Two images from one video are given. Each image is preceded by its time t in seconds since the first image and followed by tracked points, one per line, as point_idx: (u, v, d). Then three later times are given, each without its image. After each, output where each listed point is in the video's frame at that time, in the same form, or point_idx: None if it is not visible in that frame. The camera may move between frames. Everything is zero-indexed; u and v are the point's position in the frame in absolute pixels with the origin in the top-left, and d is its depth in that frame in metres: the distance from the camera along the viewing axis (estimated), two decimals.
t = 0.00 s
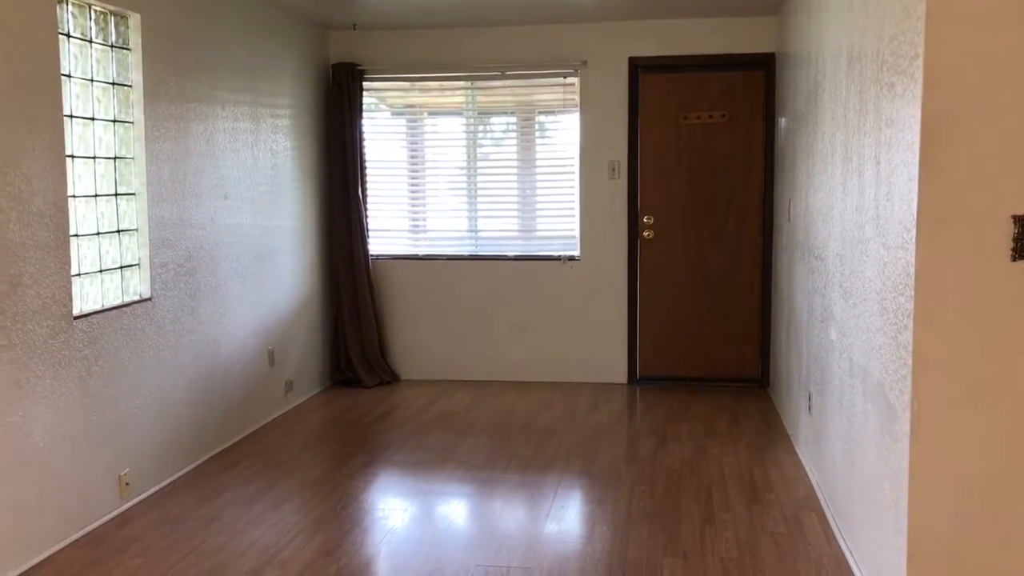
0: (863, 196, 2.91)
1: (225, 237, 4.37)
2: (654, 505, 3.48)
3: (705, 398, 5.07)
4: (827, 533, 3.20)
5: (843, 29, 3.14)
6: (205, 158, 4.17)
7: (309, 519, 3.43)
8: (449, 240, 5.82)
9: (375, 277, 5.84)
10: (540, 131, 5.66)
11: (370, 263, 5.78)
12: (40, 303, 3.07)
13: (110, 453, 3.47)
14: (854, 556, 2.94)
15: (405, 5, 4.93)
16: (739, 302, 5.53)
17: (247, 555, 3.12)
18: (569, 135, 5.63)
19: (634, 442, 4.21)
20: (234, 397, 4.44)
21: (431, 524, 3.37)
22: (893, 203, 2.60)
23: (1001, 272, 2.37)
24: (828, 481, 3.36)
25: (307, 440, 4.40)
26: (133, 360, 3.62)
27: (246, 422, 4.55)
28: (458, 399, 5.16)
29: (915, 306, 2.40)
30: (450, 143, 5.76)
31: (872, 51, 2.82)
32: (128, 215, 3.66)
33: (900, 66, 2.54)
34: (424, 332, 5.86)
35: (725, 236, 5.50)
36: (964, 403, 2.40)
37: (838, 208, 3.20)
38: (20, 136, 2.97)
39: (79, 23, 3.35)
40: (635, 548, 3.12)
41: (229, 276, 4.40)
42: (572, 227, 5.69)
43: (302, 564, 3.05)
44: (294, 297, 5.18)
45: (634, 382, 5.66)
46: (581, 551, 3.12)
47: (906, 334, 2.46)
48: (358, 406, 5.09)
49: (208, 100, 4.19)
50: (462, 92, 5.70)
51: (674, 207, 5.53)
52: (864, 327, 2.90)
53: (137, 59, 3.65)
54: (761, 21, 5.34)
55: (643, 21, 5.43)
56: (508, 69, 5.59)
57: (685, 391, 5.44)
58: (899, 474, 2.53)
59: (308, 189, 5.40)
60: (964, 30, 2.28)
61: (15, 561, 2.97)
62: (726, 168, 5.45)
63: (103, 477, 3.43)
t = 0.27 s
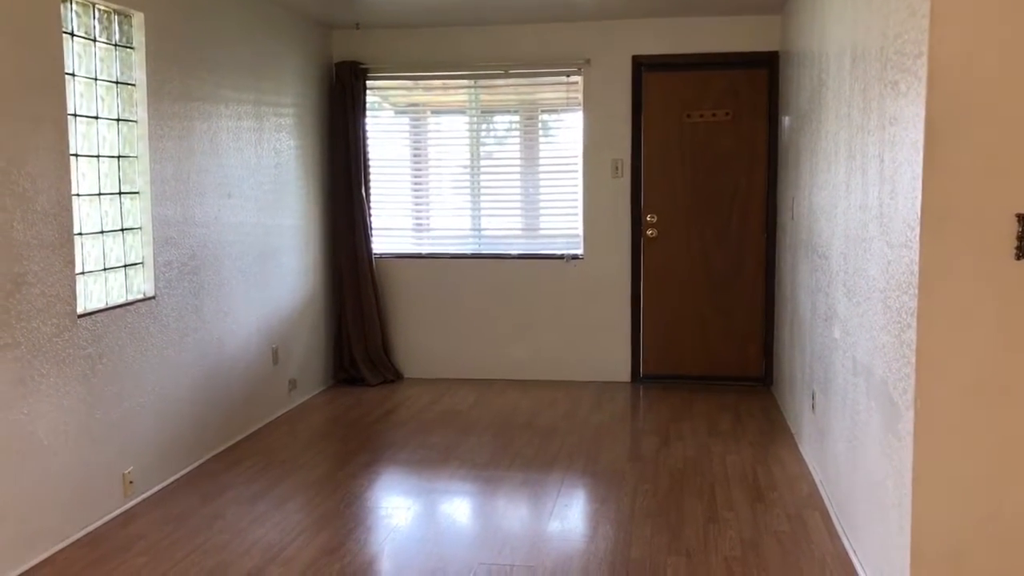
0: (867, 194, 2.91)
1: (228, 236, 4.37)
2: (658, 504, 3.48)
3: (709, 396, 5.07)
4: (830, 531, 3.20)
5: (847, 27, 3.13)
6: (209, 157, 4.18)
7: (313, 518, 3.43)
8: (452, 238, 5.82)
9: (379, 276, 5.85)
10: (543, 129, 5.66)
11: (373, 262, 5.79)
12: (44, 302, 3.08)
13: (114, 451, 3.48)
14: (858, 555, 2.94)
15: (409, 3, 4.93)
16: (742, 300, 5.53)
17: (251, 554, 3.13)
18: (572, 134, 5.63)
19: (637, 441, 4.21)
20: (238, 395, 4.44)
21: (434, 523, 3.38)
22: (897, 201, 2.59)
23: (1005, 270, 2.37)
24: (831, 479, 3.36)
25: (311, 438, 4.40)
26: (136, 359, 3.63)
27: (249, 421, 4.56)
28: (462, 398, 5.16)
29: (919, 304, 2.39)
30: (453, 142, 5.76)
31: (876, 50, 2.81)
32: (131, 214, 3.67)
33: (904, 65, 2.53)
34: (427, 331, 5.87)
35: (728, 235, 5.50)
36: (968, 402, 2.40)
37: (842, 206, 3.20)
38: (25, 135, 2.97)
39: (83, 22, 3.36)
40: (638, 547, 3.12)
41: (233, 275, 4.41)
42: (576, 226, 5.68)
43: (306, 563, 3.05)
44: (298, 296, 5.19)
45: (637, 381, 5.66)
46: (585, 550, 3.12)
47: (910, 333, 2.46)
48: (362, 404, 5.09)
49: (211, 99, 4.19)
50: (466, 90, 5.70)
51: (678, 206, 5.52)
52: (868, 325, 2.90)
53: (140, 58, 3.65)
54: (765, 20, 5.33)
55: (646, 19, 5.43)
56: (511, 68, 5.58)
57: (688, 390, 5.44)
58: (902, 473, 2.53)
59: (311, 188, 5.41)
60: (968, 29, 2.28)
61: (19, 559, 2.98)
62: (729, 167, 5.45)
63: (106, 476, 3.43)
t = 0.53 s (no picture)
0: (868, 194, 2.91)
1: (228, 236, 4.37)
2: (658, 504, 3.48)
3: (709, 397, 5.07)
4: (830, 532, 3.20)
5: (847, 28, 3.13)
6: (209, 157, 4.17)
7: (313, 518, 3.43)
8: (452, 238, 5.82)
9: (379, 276, 5.85)
10: (543, 129, 5.66)
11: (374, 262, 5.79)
12: (44, 302, 3.08)
13: (114, 451, 3.48)
14: (858, 555, 2.94)
15: (409, 3, 4.93)
16: (742, 300, 5.53)
17: (251, 553, 3.13)
18: (573, 134, 5.62)
19: (637, 441, 4.21)
20: (238, 395, 4.44)
21: (434, 523, 3.38)
22: (897, 202, 2.59)
23: (1006, 270, 2.37)
24: (832, 480, 3.35)
25: (311, 438, 4.40)
26: (137, 359, 3.63)
27: (250, 421, 4.56)
28: (462, 398, 5.16)
29: (919, 304, 2.39)
30: (453, 142, 5.76)
31: (876, 50, 2.81)
32: (132, 214, 3.67)
33: (904, 65, 2.53)
34: (428, 331, 5.87)
35: (728, 235, 5.49)
36: (968, 402, 2.40)
37: (842, 207, 3.20)
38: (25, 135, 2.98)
39: (84, 22, 3.36)
40: (638, 547, 3.12)
41: (233, 275, 4.41)
42: (576, 226, 5.68)
43: (306, 563, 3.05)
44: (298, 296, 5.19)
45: (637, 381, 5.66)
46: (585, 550, 3.12)
47: (910, 334, 2.46)
48: (362, 404, 5.09)
49: (211, 99, 4.19)
50: (466, 90, 5.70)
51: (678, 206, 5.52)
52: (868, 326, 2.89)
53: (141, 58, 3.65)
54: (765, 20, 5.33)
55: (646, 20, 5.43)
56: (512, 68, 5.58)
57: (688, 390, 5.44)
58: (903, 473, 2.53)
59: (311, 187, 5.41)
60: (968, 29, 2.28)
61: (19, 558, 2.98)
62: (729, 167, 5.44)
63: (107, 475, 3.43)
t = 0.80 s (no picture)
0: (864, 195, 2.91)
1: (225, 236, 4.37)
2: (654, 505, 3.48)
3: (705, 397, 5.07)
4: (827, 533, 3.20)
5: (843, 29, 3.13)
6: (205, 157, 4.17)
7: (309, 519, 3.42)
8: (449, 239, 5.82)
9: (376, 277, 5.84)
10: (540, 130, 5.66)
11: (370, 262, 5.78)
12: (40, 302, 3.07)
13: (110, 452, 3.47)
14: (855, 556, 2.94)
15: (406, 4, 4.93)
16: (739, 301, 5.53)
17: (247, 554, 3.12)
18: (570, 135, 5.62)
19: (633, 442, 4.21)
20: (234, 396, 4.43)
21: (431, 524, 3.37)
22: (894, 202, 2.60)
23: (1001, 271, 2.37)
24: (828, 481, 3.35)
25: (307, 439, 4.39)
26: (133, 359, 3.62)
27: (246, 421, 4.55)
28: (459, 398, 5.16)
29: (915, 305, 2.40)
30: (450, 142, 5.76)
31: (873, 51, 2.81)
32: (128, 215, 3.66)
33: (900, 66, 2.54)
34: (424, 331, 5.86)
35: (725, 236, 5.50)
36: (964, 402, 2.40)
37: (838, 208, 3.20)
38: (21, 135, 2.97)
39: (80, 22, 3.35)
40: (635, 549, 3.12)
41: (229, 275, 4.40)
42: (573, 226, 5.68)
43: (302, 564, 3.05)
44: (294, 296, 5.18)
45: (634, 382, 5.66)
46: (581, 551, 3.12)
47: (907, 334, 2.46)
48: (359, 405, 5.09)
49: (207, 100, 4.18)
50: (463, 91, 5.70)
51: (674, 207, 5.53)
52: (864, 327, 2.90)
53: (137, 58, 3.65)
54: (762, 21, 5.33)
55: (643, 21, 5.43)
56: (509, 68, 5.58)
57: (685, 391, 5.44)
58: (899, 474, 2.53)
59: (308, 188, 5.40)
60: (964, 31, 2.28)
61: (15, 560, 2.97)
62: (726, 168, 5.45)
63: (103, 476, 3.43)
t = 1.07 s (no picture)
0: (858, 196, 2.92)
1: (218, 236, 4.36)
2: (648, 505, 3.48)
3: (700, 398, 5.08)
4: (821, 533, 3.20)
5: (837, 30, 3.14)
6: (199, 157, 4.16)
7: (304, 519, 3.42)
8: (444, 239, 5.81)
9: (370, 277, 5.84)
10: (535, 130, 5.66)
11: (365, 262, 5.78)
12: (33, 302, 3.06)
13: (104, 452, 3.46)
14: (849, 556, 2.94)
15: (401, 4, 4.92)
16: (733, 301, 5.54)
17: (241, 555, 3.12)
18: (564, 135, 5.62)
19: (628, 442, 4.21)
20: (228, 396, 4.42)
21: (425, 525, 3.37)
22: (887, 203, 2.61)
23: (995, 272, 2.38)
24: (822, 481, 3.36)
25: (301, 439, 4.39)
26: (126, 360, 3.61)
27: (240, 422, 4.54)
28: (453, 399, 5.15)
29: (909, 305, 2.40)
30: (445, 143, 5.75)
31: (867, 52, 2.82)
32: (121, 215, 3.65)
33: (894, 67, 2.54)
34: (419, 332, 5.86)
35: (719, 236, 5.50)
36: (957, 402, 2.41)
37: (832, 208, 3.20)
38: (14, 135, 2.96)
39: (73, 22, 3.34)
40: (629, 549, 3.12)
41: (223, 276, 4.39)
42: (567, 226, 5.68)
43: (297, 564, 3.05)
44: (288, 297, 5.17)
45: (629, 382, 5.66)
46: (576, 551, 3.12)
47: (900, 335, 2.47)
48: (353, 405, 5.08)
49: (202, 99, 4.18)
50: (458, 91, 5.69)
51: (669, 207, 5.53)
52: (859, 327, 2.90)
53: (131, 58, 3.63)
54: (756, 21, 5.34)
55: (638, 21, 5.43)
56: (503, 69, 5.58)
57: (679, 391, 5.45)
58: (893, 474, 2.53)
59: (302, 188, 5.39)
60: (957, 32, 2.29)
61: (8, 561, 2.95)
62: (720, 169, 5.46)
63: (96, 477, 3.42)
